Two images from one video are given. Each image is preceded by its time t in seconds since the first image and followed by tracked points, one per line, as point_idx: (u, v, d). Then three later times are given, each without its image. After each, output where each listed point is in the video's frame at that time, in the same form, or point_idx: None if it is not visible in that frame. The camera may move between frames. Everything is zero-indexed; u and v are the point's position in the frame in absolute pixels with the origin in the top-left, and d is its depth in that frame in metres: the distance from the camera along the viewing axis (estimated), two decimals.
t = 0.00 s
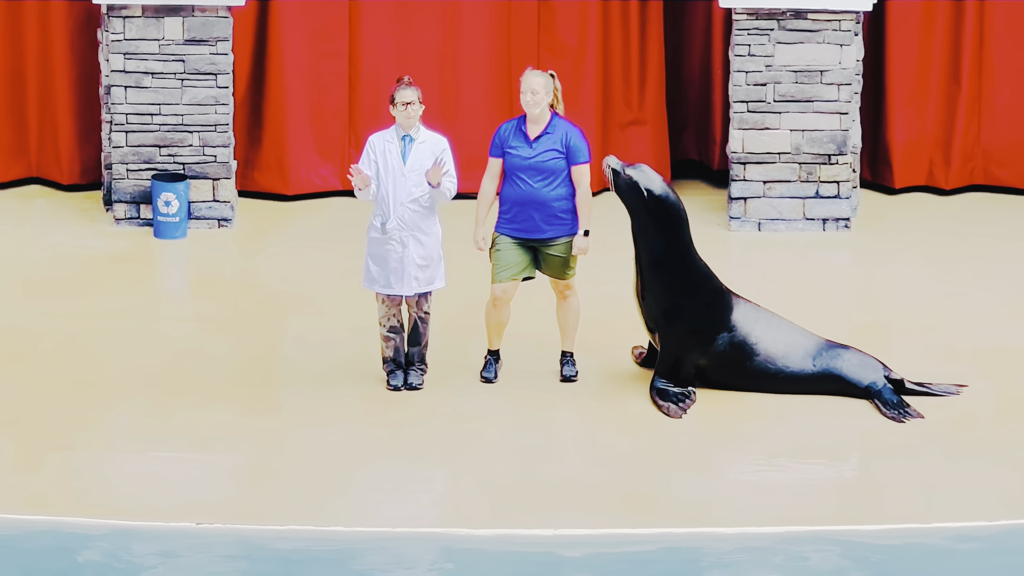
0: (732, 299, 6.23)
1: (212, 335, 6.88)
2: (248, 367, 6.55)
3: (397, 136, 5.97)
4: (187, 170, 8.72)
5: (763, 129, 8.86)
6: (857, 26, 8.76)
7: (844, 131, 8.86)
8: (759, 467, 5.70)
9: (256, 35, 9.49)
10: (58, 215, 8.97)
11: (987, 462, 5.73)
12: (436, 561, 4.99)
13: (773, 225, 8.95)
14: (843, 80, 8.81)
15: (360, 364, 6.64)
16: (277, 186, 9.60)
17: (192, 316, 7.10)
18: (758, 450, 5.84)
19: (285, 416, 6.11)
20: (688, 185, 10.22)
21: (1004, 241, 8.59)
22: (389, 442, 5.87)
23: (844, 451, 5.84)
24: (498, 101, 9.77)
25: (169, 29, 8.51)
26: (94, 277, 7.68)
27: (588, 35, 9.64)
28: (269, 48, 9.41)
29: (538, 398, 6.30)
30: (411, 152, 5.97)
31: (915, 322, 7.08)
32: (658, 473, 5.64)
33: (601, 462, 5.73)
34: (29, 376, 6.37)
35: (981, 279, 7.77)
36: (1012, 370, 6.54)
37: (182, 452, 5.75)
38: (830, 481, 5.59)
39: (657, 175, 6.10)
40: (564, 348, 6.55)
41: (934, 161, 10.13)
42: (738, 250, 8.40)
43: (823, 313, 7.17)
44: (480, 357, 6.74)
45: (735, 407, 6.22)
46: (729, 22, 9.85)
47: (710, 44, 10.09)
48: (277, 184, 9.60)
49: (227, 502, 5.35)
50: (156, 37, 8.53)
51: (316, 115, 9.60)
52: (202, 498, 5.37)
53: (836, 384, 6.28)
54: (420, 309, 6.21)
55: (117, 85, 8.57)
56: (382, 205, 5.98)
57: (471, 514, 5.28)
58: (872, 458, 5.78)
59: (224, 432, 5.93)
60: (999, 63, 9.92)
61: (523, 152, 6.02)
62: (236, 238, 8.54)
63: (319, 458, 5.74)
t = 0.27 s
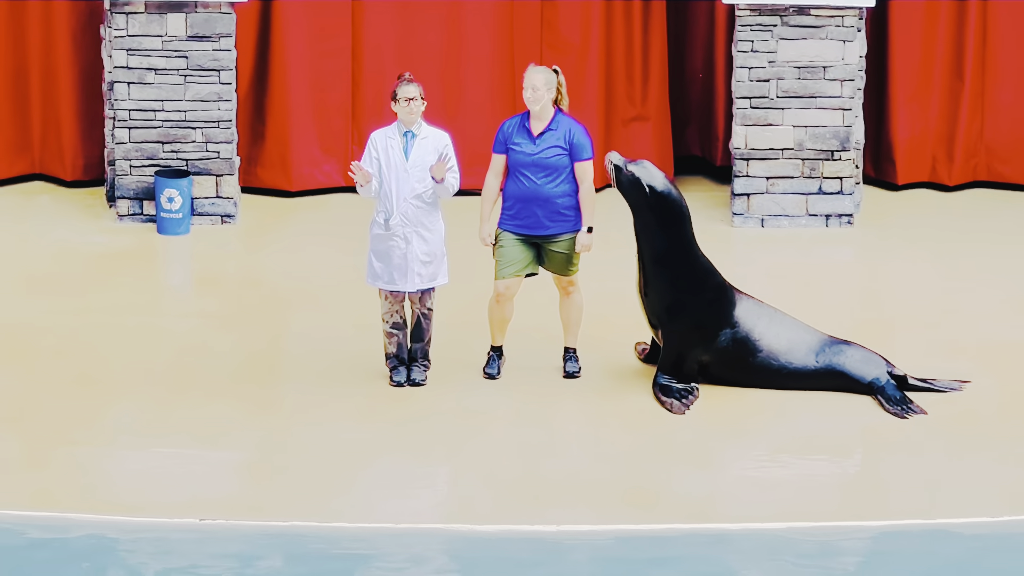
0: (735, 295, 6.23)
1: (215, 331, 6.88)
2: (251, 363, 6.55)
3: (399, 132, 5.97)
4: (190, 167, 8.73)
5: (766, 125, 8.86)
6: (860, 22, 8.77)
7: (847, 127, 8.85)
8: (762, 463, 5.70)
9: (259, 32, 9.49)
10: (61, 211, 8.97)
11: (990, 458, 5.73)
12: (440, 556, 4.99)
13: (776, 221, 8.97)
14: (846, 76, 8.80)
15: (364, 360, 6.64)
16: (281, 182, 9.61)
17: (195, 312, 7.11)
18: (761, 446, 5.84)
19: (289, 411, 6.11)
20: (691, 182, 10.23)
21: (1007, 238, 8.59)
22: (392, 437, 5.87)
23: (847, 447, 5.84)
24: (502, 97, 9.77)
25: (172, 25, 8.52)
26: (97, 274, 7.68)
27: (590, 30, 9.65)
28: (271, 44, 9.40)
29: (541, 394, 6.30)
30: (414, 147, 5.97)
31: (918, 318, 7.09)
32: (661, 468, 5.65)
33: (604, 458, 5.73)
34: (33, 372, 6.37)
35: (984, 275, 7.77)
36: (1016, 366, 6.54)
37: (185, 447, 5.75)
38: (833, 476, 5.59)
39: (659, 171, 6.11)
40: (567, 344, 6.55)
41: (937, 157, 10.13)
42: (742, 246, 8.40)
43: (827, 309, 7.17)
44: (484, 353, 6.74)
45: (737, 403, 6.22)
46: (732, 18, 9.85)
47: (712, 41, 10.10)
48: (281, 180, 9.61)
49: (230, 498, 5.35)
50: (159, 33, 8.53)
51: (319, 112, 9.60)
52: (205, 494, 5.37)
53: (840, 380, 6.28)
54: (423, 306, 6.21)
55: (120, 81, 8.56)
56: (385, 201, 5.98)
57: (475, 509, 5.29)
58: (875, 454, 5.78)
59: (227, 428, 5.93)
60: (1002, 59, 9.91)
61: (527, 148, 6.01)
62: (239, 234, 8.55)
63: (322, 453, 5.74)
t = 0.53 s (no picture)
0: (737, 293, 6.23)
1: (218, 329, 6.88)
2: (253, 362, 6.55)
3: (401, 130, 5.96)
4: (192, 165, 8.72)
5: (768, 123, 8.85)
6: (862, 20, 8.77)
7: (850, 125, 8.85)
8: (764, 461, 5.69)
9: (261, 31, 9.49)
10: (64, 209, 8.97)
11: (993, 456, 5.73)
12: (441, 555, 5.00)
13: (778, 220, 8.96)
14: (849, 74, 8.79)
15: (366, 359, 6.64)
16: (283, 180, 9.62)
17: (197, 311, 7.11)
18: (763, 445, 5.84)
19: (292, 410, 6.11)
20: (694, 180, 10.23)
21: (1009, 236, 8.58)
22: (394, 436, 5.87)
23: (850, 445, 5.84)
24: (503, 95, 9.76)
25: (175, 24, 8.52)
26: (99, 272, 7.68)
27: (593, 28, 9.64)
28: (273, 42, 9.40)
29: (544, 393, 6.30)
30: (416, 146, 5.97)
31: (920, 316, 7.08)
32: (663, 467, 5.65)
33: (607, 456, 5.73)
34: (35, 370, 6.37)
35: (986, 273, 7.76)
36: (1018, 364, 6.54)
37: (187, 446, 5.75)
38: (835, 475, 5.59)
39: (660, 170, 6.11)
40: (569, 342, 6.54)
41: (939, 155, 10.12)
42: (744, 244, 8.39)
43: (829, 308, 7.17)
44: (486, 352, 6.74)
45: (740, 401, 6.22)
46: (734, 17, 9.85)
47: (715, 38, 10.09)
48: (283, 178, 9.62)
49: (232, 496, 5.35)
50: (161, 32, 8.53)
51: (321, 110, 9.60)
52: (207, 493, 5.37)
53: (842, 378, 6.28)
54: (426, 304, 6.21)
55: (122, 80, 8.56)
56: (387, 200, 5.98)
57: (476, 508, 5.29)
58: (878, 452, 5.77)
59: (229, 427, 5.93)
60: (1005, 56, 9.89)
61: (529, 147, 5.99)
62: (241, 232, 8.54)
63: (324, 452, 5.74)
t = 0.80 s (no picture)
0: (736, 291, 6.22)
1: (218, 327, 6.88)
2: (253, 360, 6.55)
3: (401, 128, 5.96)
4: (193, 163, 8.72)
5: (768, 121, 8.85)
6: (862, 18, 8.77)
7: (850, 123, 8.85)
8: (765, 459, 5.70)
9: (260, 29, 9.49)
10: (63, 207, 8.97)
11: (992, 454, 5.73)
12: (442, 552, 5.00)
13: (778, 218, 8.96)
14: (848, 72, 8.79)
15: (366, 357, 6.64)
16: (282, 178, 9.62)
17: (198, 309, 7.11)
18: (763, 442, 5.84)
19: (292, 408, 6.11)
20: (694, 177, 10.23)
21: (1009, 234, 8.59)
22: (394, 434, 5.87)
23: (850, 443, 5.84)
24: (503, 93, 9.75)
25: (175, 22, 8.52)
26: (99, 270, 7.68)
27: (593, 26, 9.64)
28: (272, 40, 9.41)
29: (544, 391, 6.30)
30: (416, 144, 5.97)
31: (920, 314, 7.09)
32: (663, 465, 5.65)
33: (607, 455, 5.73)
34: (36, 368, 6.37)
35: (986, 272, 7.77)
36: (1017, 362, 6.54)
37: (188, 444, 5.76)
38: (835, 473, 5.59)
39: (659, 168, 6.09)
40: (569, 340, 6.54)
41: (939, 153, 10.12)
42: (744, 242, 8.40)
43: (830, 306, 7.17)
44: (486, 350, 6.74)
45: (740, 399, 6.22)
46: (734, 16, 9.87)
47: (715, 37, 10.10)
48: (282, 176, 9.62)
49: (233, 494, 5.35)
50: (161, 30, 8.53)
51: (321, 109, 9.60)
52: (208, 491, 5.38)
53: (841, 376, 6.28)
54: (426, 302, 6.21)
55: (123, 78, 8.56)
56: (387, 198, 5.98)
57: (477, 505, 5.29)
58: (878, 450, 5.77)
59: (230, 425, 5.93)
60: (1005, 54, 9.89)
61: (529, 145, 5.99)
62: (241, 231, 8.54)
63: (324, 450, 5.74)
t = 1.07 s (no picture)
0: (735, 291, 6.21)
1: (218, 327, 6.88)
2: (253, 360, 6.54)
3: (402, 128, 5.95)
4: (192, 163, 8.72)
5: (768, 121, 8.86)
6: (862, 18, 8.77)
7: (850, 123, 8.85)
8: (765, 459, 5.69)
9: (260, 29, 9.50)
10: (62, 207, 8.96)
11: (993, 454, 5.73)
12: (442, 552, 4.99)
13: (778, 217, 8.96)
14: (849, 72, 8.79)
15: (366, 357, 6.64)
16: (282, 178, 9.62)
17: (198, 309, 7.10)
18: (764, 443, 5.84)
19: (292, 408, 6.10)
20: (694, 177, 10.24)
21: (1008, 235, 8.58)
22: (394, 434, 5.87)
23: (850, 443, 5.84)
24: (502, 92, 9.74)
25: (174, 22, 8.51)
26: (98, 270, 7.67)
27: (593, 25, 9.64)
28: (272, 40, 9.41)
29: (543, 391, 6.30)
30: (417, 144, 5.96)
31: (921, 314, 7.09)
32: (664, 465, 5.64)
33: (607, 455, 5.73)
34: (36, 369, 6.37)
35: (986, 272, 7.77)
36: (1018, 362, 6.54)
37: (188, 444, 5.75)
38: (835, 473, 5.59)
39: (658, 168, 6.08)
40: (569, 340, 6.53)
41: (940, 152, 10.12)
42: (745, 242, 8.39)
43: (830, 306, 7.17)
44: (486, 350, 6.73)
45: (740, 399, 6.22)
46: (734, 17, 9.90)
47: (715, 37, 10.11)
48: (282, 176, 9.62)
49: (233, 494, 5.35)
50: (161, 30, 8.52)
51: (320, 108, 9.60)
52: (208, 491, 5.37)
53: (841, 375, 6.27)
54: (427, 301, 6.20)
55: (122, 78, 8.55)
56: (387, 198, 5.97)
57: (477, 506, 5.29)
58: (878, 451, 5.77)
59: (229, 425, 5.92)
60: (1006, 53, 9.89)
61: (530, 145, 5.98)
62: (241, 230, 8.53)
63: (325, 450, 5.74)
